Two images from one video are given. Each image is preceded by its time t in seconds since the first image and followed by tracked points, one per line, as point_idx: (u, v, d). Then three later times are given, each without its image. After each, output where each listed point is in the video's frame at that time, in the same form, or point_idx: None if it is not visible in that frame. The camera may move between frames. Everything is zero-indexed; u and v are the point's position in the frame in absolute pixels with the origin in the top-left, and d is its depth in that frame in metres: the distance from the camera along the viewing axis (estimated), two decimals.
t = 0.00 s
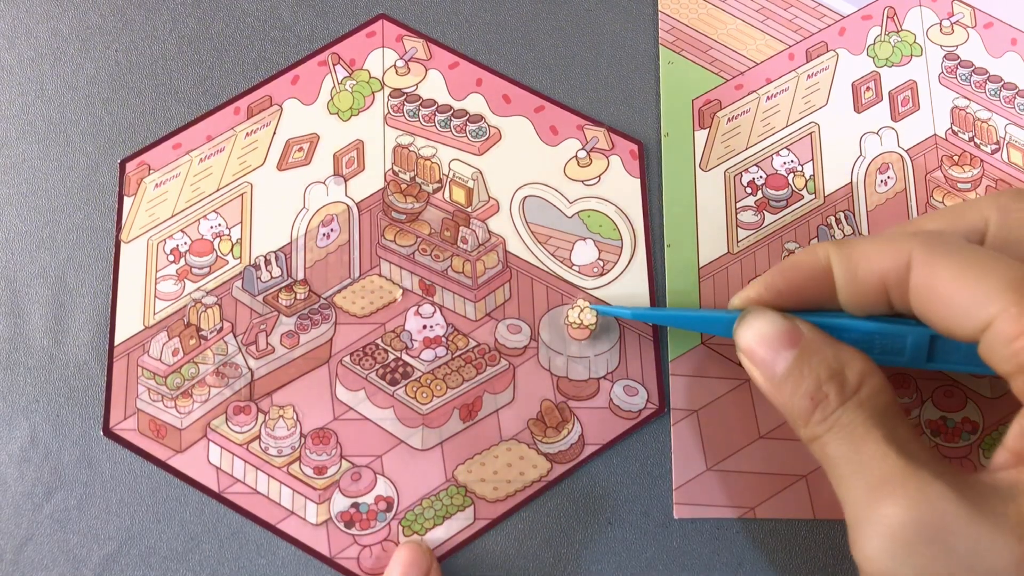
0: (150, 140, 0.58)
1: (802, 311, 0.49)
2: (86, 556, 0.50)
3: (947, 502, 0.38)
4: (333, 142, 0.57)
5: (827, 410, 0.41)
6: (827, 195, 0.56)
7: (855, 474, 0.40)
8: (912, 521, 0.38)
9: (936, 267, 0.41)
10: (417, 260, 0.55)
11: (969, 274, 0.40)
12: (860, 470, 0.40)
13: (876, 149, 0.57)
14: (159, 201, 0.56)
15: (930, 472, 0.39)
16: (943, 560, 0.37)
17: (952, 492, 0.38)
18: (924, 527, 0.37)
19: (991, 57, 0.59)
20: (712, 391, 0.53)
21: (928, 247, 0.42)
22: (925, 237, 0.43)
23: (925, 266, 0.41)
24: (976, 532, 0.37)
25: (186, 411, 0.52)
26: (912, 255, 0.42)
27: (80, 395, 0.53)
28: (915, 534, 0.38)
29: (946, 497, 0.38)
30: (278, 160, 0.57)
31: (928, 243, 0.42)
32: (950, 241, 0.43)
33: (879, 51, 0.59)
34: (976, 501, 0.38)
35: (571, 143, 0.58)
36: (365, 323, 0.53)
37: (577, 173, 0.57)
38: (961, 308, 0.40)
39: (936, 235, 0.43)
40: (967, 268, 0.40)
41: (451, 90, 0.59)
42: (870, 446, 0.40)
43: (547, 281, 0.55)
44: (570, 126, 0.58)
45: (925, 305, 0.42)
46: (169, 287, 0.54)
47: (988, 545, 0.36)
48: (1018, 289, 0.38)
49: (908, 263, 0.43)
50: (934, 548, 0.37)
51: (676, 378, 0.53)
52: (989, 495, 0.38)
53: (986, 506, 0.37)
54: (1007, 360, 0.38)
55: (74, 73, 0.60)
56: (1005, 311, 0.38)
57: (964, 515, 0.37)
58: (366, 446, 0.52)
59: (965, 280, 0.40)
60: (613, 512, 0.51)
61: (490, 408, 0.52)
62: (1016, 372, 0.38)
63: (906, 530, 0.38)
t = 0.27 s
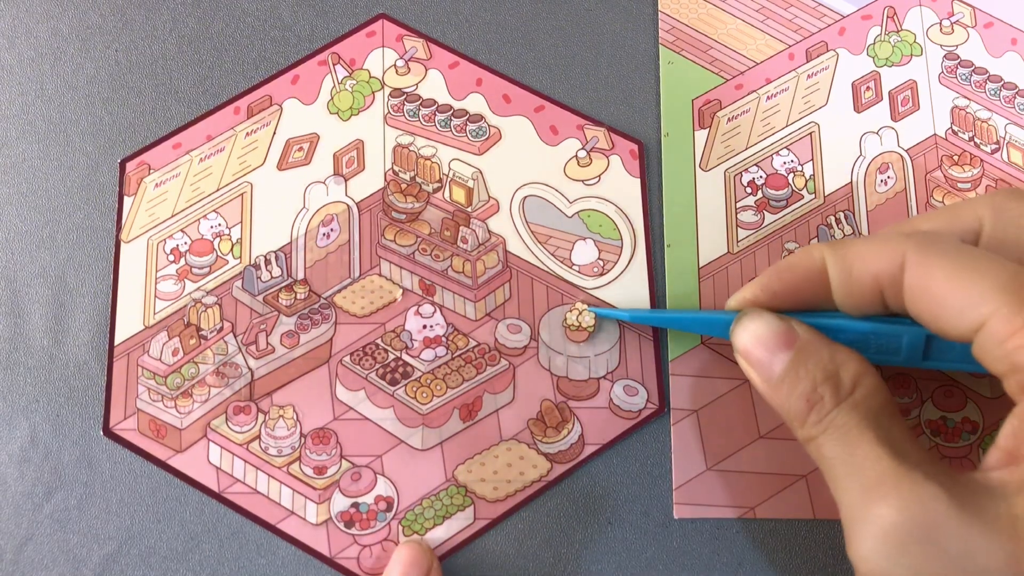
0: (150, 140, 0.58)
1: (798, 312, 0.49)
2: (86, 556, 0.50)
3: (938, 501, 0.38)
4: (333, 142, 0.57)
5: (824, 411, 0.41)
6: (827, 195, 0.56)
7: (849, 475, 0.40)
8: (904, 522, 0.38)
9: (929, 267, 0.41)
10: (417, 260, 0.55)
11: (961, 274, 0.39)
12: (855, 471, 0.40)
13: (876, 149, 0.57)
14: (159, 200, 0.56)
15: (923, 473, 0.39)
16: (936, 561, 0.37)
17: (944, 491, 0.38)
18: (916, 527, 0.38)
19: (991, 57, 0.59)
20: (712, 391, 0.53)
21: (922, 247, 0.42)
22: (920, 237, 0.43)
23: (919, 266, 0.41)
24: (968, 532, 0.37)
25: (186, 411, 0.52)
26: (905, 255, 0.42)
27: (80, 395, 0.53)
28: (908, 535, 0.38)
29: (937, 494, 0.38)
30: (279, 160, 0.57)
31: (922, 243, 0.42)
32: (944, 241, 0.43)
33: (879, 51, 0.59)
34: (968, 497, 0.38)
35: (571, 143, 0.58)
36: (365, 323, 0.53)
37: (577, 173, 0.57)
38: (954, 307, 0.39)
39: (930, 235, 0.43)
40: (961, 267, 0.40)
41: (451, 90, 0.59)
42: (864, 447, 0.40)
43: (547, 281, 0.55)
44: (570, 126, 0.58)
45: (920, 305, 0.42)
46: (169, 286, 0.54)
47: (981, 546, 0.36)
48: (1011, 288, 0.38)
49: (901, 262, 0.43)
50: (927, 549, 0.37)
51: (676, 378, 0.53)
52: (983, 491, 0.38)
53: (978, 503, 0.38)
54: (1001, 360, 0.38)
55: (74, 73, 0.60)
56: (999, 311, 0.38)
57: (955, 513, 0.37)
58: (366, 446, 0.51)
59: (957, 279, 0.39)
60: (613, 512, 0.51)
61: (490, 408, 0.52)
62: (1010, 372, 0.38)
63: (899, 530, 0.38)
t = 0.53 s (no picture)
0: (150, 140, 0.58)
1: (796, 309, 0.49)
2: (86, 556, 0.50)
3: (934, 505, 0.38)
4: (333, 142, 0.57)
5: (822, 412, 0.41)
6: (827, 196, 0.56)
7: (848, 475, 0.40)
8: (900, 524, 0.38)
9: (926, 266, 0.41)
10: (417, 260, 0.55)
11: (959, 273, 0.39)
12: (853, 471, 0.40)
13: (876, 150, 0.57)
14: (159, 200, 0.56)
15: (920, 474, 0.39)
16: (932, 562, 0.37)
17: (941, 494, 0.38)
18: (913, 529, 0.38)
19: (991, 57, 0.59)
20: (712, 391, 0.53)
21: (918, 246, 0.42)
22: (917, 235, 0.43)
23: (915, 265, 0.41)
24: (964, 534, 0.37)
25: (186, 411, 0.52)
26: (902, 253, 0.42)
27: (81, 395, 0.53)
28: (905, 536, 0.38)
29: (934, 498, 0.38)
30: (279, 160, 0.57)
31: (918, 241, 0.42)
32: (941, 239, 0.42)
33: (879, 51, 0.59)
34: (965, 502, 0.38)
35: (571, 143, 0.58)
36: (365, 323, 0.53)
37: (577, 173, 0.57)
38: (951, 307, 0.40)
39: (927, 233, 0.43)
40: (957, 267, 0.40)
41: (451, 91, 0.59)
42: (862, 448, 0.40)
43: (547, 281, 0.55)
44: (570, 127, 0.58)
45: (916, 304, 0.42)
46: (169, 287, 0.54)
47: (979, 547, 0.36)
48: (1007, 288, 0.38)
49: (898, 261, 0.43)
50: (924, 550, 0.37)
51: (676, 378, 0.53)
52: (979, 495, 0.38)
53: (975, 508, 0.37)
54: (997, 359, 0.38)
55: (74, 73, 0.60)
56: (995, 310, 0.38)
57: (950, 520, 0.37)
58: (366, 446, 0.52)
59: (954, 279, 0.39)
60: (613, 512, 0.51)
61: (490, 408, 0.52)
62: (1006, 371, 0.38)
63: (895, 532, 0.38)
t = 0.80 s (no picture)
0: (150, 140, 0.58)
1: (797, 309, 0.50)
2: (86, 556, 0.50)
3: (924, 520, 0.37)
4: (333, 142, 0.57)
5: (820, 419, 0.42)
6: (827, 196, 0.56)
7: (843, 486, 0.40)
8: (889, 539, 0.38)
9: (923, 266, 0.41)
10: (417, 260, 0.55)
11: (955, 276, 0.39)
12: (847, 482, 0.40)
13: (876, 149, 0.57)
14: (159, 200, 0.56)
15: (913, 490, 0.38)
16: None
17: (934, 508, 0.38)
18: (903, 545, 0.37)
19: (991, 57, 0.59)
20: (712, 391, 0.53)
21: (916, 245, 0.42)
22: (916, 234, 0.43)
23: (912, 265, 0.41)
24: (952, 552, 0.36)
25: (186, 411, 0.52)
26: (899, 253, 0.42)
27: (81, 395, 0.53)
28: (896, 552, 0.38)
29: (924, 511, 0.38)
30: (278, 160, 0.57)
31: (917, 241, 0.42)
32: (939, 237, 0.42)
33: (879, 51, 0.59)
34: (956, 513, 0.37)
35: (571, 143, 0.58)
36: (365, 323, 0.53)
37: (577, 173, 0.57)
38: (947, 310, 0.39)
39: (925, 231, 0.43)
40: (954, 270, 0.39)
41: (451, 91, 0.59)
42: (856, 459, 0.40)
43: (547, 281, 0.55)
44: (570, 126, 0.58)
45: (915, 306, 0.42)
46: (169, 287, 0.54)
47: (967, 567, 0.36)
48: (1006, 296, 0.37)
49: (896, 261, 0.42)
50: (914, 567, 0.37)
51: (677, 378, 0.53)
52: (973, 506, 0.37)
53: (965, 520, 0.37)
54: (995, 368, 0.38)
55: (73, 73, 0.60)
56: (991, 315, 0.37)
57: (940, 534, 0.37)
58: (366, 446, 0.52)
59: (950, 282, 0.39)
60: (613, 512, 0.51)
61: (490, 408, 0.52)
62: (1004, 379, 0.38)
63: (885, 547, 0.38)
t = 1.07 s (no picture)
0: (150, 140, 0.58)
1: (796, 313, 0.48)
2: (86, 556, 0.50)
3: (903, 548, 0.37)
4: (333, 142, 0.57)
5: (817, 435, 0.42)
6: (827, 196, 0.56)
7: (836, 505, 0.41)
8: (871, 565, 0.38)
9: (905, 301, 0.38)
10: (417, 260, 0.55)
11: (937, 316, 0.36)
12: (839, 502, 0.41)
13: (875, 150, 0.57)
14: (159, 200, 0.56)
15: (899, 515, 0.38)
16: None
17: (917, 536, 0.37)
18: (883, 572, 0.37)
19: (991, 57, 0.59)
20: (712, 391, 0.53)
21: (900, 274, 0.38)
22: (902, 257, 0.39)
23: (895, 300, 0.38)
24: None
25: (186, 411, 0.52)
26: (881, 282, 0.39)
27: (81, 395, 0.53)
28: None
29: (905, 538, 0.37)
30: (278, 160, 0.57)
31: (901, 267, 0.38)
32: (929, 260, 0.38)
33: (879, 51, 0.59)
34: (939, 542, 0.37)
35: (571, 143, 0.58)
36: (365, 323, 0.53)
37: (577, 173, 0.57)
38: (929, 350, 0.37)
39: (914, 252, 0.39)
40: (936, 308, 0.36)
41: (451, 91, 0.59)
42: (846, 480, 0.40)
43: (547, 281, 0.55)
44: (570, 127, 0.58)
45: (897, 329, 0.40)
46: (169, 287, 0.54)
47: None
48: (987, 338, 0.35)
49: (879, 289, 0.39)
50: None
51: (677, 378, 0.53)
52: (960, 537, 0.36)
53: (947, 551, 0.36)
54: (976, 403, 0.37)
55: (74, 73, 0.60)
56: (975, 359, 0.35)
57: (920, 565, 0.36)
58: (366, 446, 0.52)
59: (934, 320, 0.36)
60: (613, 512, 0.51)
61: (490, 409, 0.52)
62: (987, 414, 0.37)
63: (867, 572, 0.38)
